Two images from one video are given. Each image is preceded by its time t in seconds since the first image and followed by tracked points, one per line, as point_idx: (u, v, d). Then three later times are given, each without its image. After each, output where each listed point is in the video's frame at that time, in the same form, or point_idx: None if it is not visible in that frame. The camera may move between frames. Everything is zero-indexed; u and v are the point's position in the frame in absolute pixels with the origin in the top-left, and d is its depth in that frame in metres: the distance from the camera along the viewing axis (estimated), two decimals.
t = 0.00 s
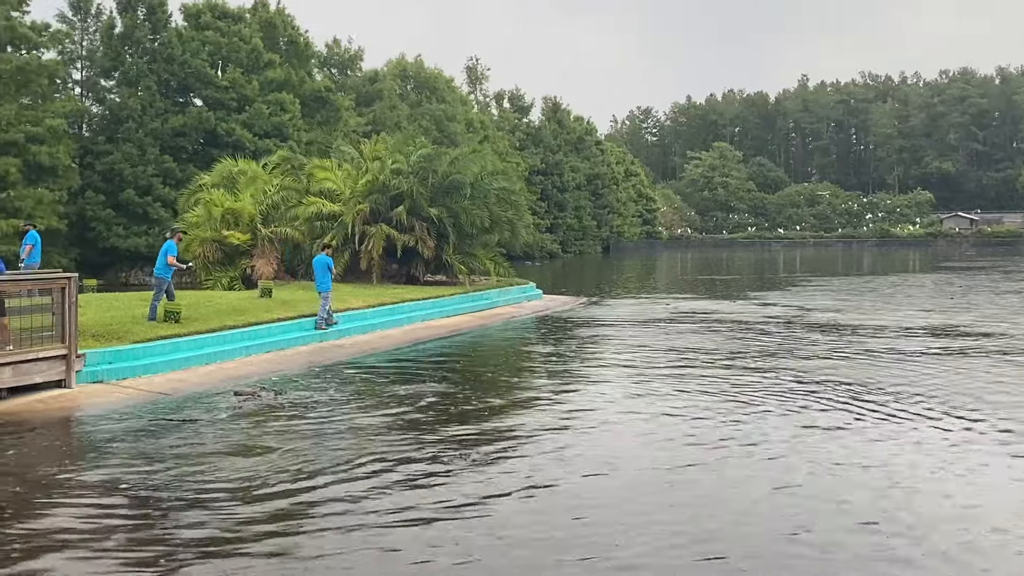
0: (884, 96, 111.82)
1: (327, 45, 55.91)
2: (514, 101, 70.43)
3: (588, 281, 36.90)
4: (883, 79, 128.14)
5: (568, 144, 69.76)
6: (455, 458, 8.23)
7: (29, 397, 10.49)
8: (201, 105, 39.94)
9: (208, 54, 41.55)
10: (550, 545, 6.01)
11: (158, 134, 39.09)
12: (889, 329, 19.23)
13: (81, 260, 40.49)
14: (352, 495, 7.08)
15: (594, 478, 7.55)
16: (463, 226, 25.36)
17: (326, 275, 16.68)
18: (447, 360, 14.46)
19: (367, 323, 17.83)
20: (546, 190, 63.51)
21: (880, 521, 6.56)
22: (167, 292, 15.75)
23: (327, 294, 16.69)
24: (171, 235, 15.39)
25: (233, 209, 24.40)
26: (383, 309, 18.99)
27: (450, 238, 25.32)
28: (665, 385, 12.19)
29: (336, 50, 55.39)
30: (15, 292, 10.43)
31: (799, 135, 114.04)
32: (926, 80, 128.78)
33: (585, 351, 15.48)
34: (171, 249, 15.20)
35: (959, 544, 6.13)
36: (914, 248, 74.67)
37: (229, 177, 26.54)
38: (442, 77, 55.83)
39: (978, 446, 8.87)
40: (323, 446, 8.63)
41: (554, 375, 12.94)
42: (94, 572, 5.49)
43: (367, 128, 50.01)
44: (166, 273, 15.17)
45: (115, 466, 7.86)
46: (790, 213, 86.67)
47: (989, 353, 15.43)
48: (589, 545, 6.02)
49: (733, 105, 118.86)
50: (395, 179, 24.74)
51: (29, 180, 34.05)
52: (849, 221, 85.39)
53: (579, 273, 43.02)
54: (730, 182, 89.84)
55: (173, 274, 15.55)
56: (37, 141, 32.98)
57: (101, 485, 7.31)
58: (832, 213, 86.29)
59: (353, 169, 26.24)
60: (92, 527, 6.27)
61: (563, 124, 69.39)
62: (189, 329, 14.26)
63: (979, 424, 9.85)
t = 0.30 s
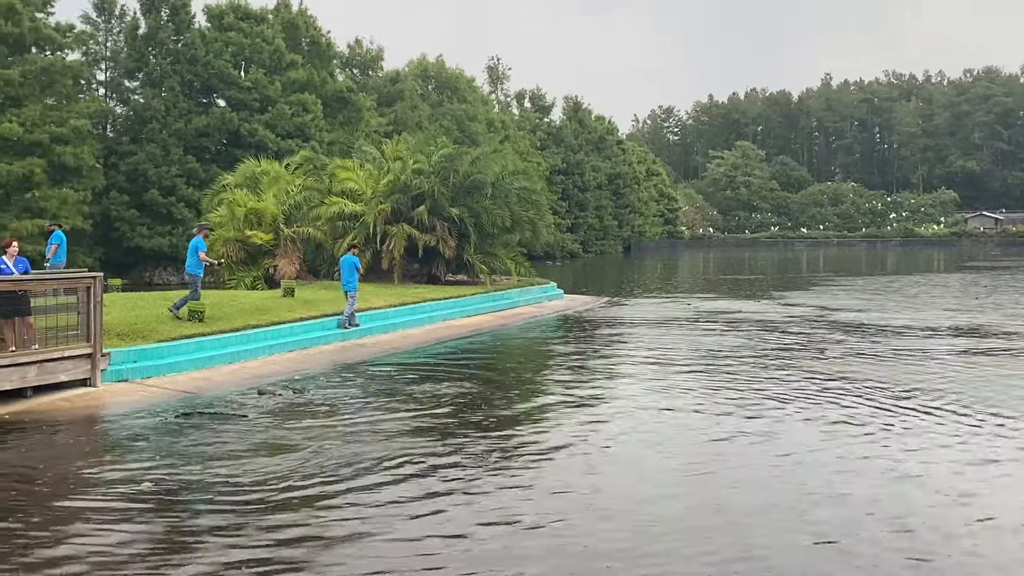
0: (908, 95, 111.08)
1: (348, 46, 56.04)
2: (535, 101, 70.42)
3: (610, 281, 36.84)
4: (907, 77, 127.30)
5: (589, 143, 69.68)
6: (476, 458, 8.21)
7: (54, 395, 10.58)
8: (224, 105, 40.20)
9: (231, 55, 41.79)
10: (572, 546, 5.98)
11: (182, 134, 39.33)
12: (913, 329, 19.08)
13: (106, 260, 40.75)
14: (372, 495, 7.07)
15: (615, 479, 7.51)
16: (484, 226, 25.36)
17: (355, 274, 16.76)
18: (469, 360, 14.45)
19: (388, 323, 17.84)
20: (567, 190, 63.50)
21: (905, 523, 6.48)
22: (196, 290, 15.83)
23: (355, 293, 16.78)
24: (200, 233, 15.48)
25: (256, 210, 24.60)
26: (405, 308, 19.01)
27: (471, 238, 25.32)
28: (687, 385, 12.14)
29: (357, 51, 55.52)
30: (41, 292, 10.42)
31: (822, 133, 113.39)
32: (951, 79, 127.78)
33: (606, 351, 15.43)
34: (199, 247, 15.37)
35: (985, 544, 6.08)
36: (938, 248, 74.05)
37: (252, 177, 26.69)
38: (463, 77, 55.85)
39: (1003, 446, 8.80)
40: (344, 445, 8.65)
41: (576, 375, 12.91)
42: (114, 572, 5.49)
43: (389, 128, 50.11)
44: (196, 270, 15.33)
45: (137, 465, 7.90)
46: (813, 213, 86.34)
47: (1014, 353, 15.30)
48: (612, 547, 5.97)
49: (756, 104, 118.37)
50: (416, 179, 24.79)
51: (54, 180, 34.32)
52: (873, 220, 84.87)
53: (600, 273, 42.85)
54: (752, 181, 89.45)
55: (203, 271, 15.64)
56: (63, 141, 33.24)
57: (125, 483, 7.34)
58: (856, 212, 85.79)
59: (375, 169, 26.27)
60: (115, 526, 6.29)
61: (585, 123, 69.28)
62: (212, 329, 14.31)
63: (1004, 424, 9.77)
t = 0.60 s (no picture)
0: (933, 93, 110.23)
1: (370, 46, 56.11)
2: (557, 100, 70.32)
3: (633, 280, 36.73)
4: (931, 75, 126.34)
5: (611, 143, 69.51)
6: (497, 459, 8.15)
7: (77, 394, 10.61)
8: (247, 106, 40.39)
9: (254, 55, 41.99)
10: (596, 547, 5.90)
11: (205, 135, 39.52)
12: (939, 330, 18.88)
13: (130, 259, 40.97)
14: (393, 495, 7.01)
15: (637, 480, 7.44)
16: (506, 226, 25.33)
17: (380, 274, 16.80)
18: (490, 360, 14.41)
19: (410, 323, 17.81)
20: (588, 190, 63.45)
21: (933, 524, 6.39)
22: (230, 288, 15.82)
23: (381, 292, 16.88)
24: (225, 231, 15.47)
25: (278, 210, 24.57)
26: (426, 308, 18.98)
27: (492, 238, 25.29)
28: (711, 385, 12.04)
29: (379, 50, 55.59)
30: (65, 292, 10.43)
31: (847, 132, 112.66)
32: (978, 77, 126.67)
33: (628, 351, 15.36)
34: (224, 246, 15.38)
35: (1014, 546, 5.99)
36: (964, 248, 73.41)
37: (274, 177, 26.70)
38: (484, 76, 55.81)
39: None
40: (366, 445, 8.61)
41: (598, 375, 12.84)
42: (133, 573, 5.46)
43: (410, 128, 50.15)
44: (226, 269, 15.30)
45: (160, 463, 7.91)
46: (838, 212, 86.14)
47: None
48: (637, 549, 5.89)
49: (780, 103, 117.74)
50: (437, 179, 24.81)
51: (79, 180, 34.55)
52: (898, 220, 84.29)
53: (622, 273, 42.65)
54: (776, 180, 88.99)
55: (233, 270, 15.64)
56: (87, 141, 33.45)
57: (147, 483, 7.33)
58: (881, 211, 85.22)
59: (396, 168, 26.27)
60: (135, 526, 6.27)
61: (606, 122, 69.10)
62: (235, 328, 14.33)
63: None
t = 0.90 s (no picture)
0: (956, 92, 109.45)
1: (391, 46, 56.22)
2: (577, 100, 70.24)
3: (653, 280, 36.64)
4: (954, 75, 125.55)
5: (632, 142, 69.38)
6: (517, 459, 8.12)
7: (100, 393, 10.63)
8: (268, 106, 40.51)
9: (275, 55, 42.18)
10: (616, 549, 5.85)
11: (226, 135, 39.69)
12: (963, 330, 18.72)
13: (152, 259, 41.18)
14: (412, 496, 6.98)
15: (657, 481, 7.37)
16: (526, 226, 25.31)
17: (404, 273, 16.83)
18: (510, 360, 14.39)
19: (429, 323, 17.81)
20: (608, 189, 63.38)
21: (956, 525, 6.33)
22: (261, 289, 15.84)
23: (406, 291, 16.98)
24: (255, 233, 15.48)
25: (298, 209, 24.58)
26: (446, 308, 18.97)
27: (512, 238, 25.27)
28: (731, 385, 11.99)
29: (399, 51, 55.68)
30: (87, 290, 10.48)
31: (869, 131, 111.97)
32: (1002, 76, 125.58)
33: (648, 351, 15.30)
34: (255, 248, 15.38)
35: None
36: (987, 248, 72.83)
37: (295, 176, 26.73)
38: (505, 76, 55.79)
39: None
40: (386, 444, 8.62)
41: (618, 375, 12.79)
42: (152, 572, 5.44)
43: (430, 128, 50.17)
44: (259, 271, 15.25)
45: (180, 462, 7.91)
46: (859, 211, 85.66)
47: None
48: (657, 549, 5.85)
49: (801, 102, 117.16)
50: (457, 179, 24.86)
51: (101, 180, 34.75)
52: (920, 219, 83.79)
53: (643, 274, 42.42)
54: (798, 179, 88.54)
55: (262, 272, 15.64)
56: (109, 141, 33.65)
57: (167, 482, 7.32)
58: (903, 211, 84.70)
59: (416, 169, 26.28)
60: (155, 525, 6.25)
61: (627, 122, 68.96)
62: (256, 328, 14.36)
63: None
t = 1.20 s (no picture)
0: (975, 91, 108.75)
1: (408, 46, 56.28)
2: (594, 99, 70.19)
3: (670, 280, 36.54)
4: (973, 74, 124.84)
5: (648, 142, 69.26)
6: (535, 459, 8.07)
7: (117, 392, 10.64)
8: (285, 106, 40.59)
9: (292, 55, 42.28)
10: (638, 550, 5.80)
11: (244, 135, 39.84)
12: (983, 330, 18.56)
13: (170, 259, 41.33)
14: (429, 496, 6.92)
15: (678, 483, 7.30)
16: (542, 225, 25.27)
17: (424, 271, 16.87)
18: (527, 359, 14.37)
19: (446, 323, 17.79)
20: (625, 189, 63.28)
21: (973, 526, 6.27)
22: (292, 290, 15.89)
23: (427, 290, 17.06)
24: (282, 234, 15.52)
25: (315, 209, 24.64)
26: (462, 308, 18.95)
27: (529, 237, 25.24)
28: (748, 385, 11.92)
29: (416, 51, 55.74)
30: (105, 289, 10.50)
31: (888, 130, 111.38)
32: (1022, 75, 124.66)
33: (665, 351, 15.24)
34: (282, 249, 15.43)
35: None
36: (1007, 247, 72.30)
37: (312, 176, 26.74)
38: (522, 76, 55.76)
39: None
40: (400, 444, 8.59)
41: (635, 375, 12.74)
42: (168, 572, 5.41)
43: (447, 127, 50.20)
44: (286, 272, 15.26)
45: (197, 462, 7.90)
46: (878, 211, 85.22)
47: None
48: (671, 550, 5.81)
49: (819, 101, 116.70)
50: (474, 178, 24.84)
51: (120, 180, 34.93)
52: (939, 219, 83.35)
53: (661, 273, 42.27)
54: (815, 179, 88.14)
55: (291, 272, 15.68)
56: (127, 141, 33.80)
57: (184, 481, 7.31)
58: (921, 211, 84.27)
59: (433, 168, 26.25)
60: (173, 525, 6.23)
61: (643, 122, 68.82)
62: (272, 327, 14.37)
63: None
